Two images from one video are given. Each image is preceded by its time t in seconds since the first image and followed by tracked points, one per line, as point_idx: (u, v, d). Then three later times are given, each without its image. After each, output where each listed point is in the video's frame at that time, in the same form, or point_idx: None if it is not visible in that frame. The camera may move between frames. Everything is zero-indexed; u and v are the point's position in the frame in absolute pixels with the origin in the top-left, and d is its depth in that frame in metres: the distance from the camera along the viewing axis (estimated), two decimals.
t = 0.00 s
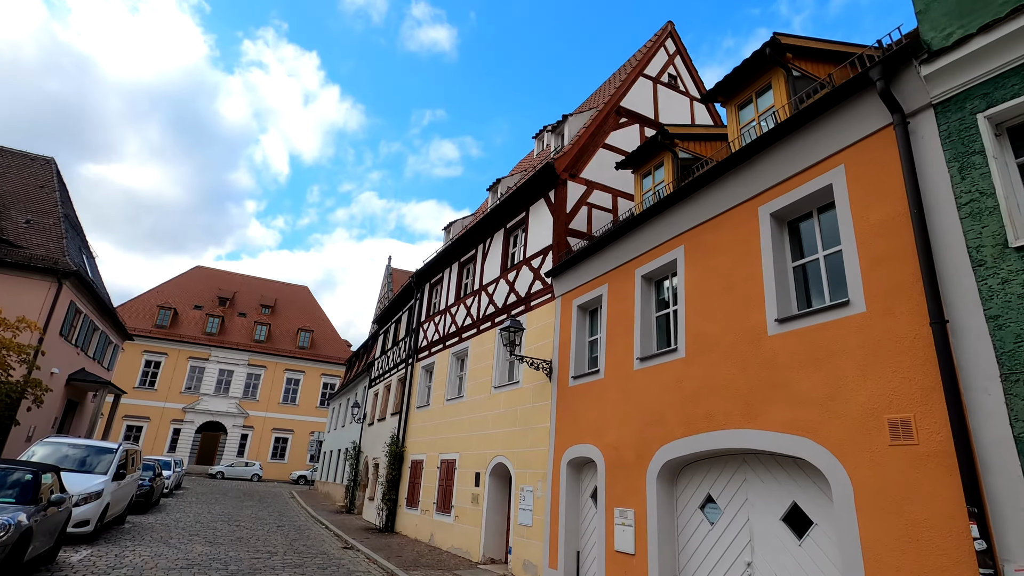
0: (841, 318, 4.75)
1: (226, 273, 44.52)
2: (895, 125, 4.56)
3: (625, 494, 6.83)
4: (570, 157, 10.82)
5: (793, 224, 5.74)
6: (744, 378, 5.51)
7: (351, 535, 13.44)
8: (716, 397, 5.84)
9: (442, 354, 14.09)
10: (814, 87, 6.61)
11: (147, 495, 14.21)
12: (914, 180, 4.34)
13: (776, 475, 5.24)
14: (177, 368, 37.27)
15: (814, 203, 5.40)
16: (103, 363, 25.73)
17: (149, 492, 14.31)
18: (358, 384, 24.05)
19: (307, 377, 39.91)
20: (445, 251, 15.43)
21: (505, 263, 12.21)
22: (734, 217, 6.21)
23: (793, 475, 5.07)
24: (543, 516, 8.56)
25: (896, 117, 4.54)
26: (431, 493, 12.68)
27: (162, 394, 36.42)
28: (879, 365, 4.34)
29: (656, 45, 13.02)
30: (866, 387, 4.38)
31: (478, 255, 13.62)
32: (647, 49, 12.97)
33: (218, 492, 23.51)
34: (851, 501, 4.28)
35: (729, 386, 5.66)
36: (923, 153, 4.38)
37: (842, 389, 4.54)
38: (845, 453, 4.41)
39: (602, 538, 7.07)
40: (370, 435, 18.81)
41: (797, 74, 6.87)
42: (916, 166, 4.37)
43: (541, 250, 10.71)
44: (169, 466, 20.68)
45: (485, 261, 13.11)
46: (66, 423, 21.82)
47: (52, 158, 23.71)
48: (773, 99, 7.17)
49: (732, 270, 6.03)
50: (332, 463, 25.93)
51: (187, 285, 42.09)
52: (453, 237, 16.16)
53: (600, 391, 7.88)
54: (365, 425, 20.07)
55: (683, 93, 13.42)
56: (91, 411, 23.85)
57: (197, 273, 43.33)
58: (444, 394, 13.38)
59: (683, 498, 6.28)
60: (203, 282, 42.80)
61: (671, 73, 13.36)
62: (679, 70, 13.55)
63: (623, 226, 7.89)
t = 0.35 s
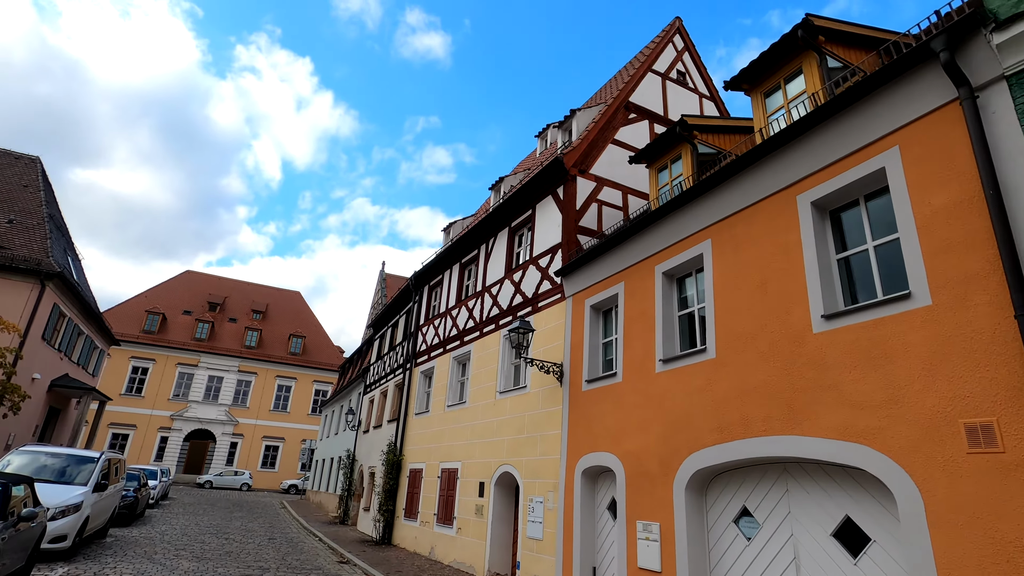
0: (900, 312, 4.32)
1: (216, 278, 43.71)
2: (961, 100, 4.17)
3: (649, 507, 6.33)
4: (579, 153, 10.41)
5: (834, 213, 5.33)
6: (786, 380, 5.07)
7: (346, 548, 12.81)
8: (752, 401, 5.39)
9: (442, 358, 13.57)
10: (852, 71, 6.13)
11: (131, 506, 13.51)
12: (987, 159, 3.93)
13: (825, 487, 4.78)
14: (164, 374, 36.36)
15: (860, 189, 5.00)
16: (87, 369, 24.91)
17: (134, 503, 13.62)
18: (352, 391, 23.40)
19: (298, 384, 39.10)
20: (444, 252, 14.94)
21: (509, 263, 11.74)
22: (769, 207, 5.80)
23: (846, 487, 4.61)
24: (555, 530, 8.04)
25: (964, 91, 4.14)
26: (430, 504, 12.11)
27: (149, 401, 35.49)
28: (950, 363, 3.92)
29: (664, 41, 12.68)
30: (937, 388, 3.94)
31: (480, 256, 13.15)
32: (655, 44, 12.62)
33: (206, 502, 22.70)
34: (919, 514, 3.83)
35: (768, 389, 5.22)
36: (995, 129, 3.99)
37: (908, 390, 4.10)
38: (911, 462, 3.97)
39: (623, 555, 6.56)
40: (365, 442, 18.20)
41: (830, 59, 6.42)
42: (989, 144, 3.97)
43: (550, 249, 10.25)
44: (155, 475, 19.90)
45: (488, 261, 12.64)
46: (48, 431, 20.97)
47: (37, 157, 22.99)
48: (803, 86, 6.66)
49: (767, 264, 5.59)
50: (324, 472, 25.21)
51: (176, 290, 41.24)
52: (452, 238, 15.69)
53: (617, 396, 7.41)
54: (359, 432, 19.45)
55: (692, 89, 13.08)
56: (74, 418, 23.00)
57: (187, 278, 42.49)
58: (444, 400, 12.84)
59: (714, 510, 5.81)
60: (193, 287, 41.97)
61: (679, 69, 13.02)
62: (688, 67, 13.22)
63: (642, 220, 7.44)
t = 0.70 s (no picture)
0: (985, 292, 3.79)
1: (210, 278, 42.99)
2: None
3: (679, 514, 5.77)
4: (592, 138, 9.89)
5: (891, 186, 4.82)
6: (843, 372, 4.53)
7: (343, 557, 12.18)
8: (802, 395, 4.84)
9: (445, 357, 12.98)
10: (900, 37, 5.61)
11: (116, 513, 12.82)
12: None
13: (892, 493, 4.23)
14: (156, 376, 35.58)
15: (926, 157, 4.52)
16: (76, 369, 24.19)
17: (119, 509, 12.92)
18: (348, 392, 22.75)
19: (293, 386, 38.38)
20: (446, 247, 14.35)
21: (516, 256, 11.17)
22: (815, 182, 5.28)
23: (918, 493, 4.07)
24: (570, 538, 7.46)
25: None
26: (432, 509, 11.51)
27: (141, 404, 34.70)
28: None
29: (677, 26, 12.17)
30: None
31: (485, 249, 12.58)
32: (667, 29, 12.11)
33: (197, 507, 21.99)
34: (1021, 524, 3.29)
35: (821, 382, 4.68)
36: None
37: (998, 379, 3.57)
38: (1007, 463, 3.42)
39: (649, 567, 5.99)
40: (363, 445, 17.56)
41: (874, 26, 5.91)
42: None
43: (560, 239, 9.69)
44: (144, 480, 19.18)
45: (493, 255, 12.07)
46: (33, 434, 20.24)
47: (25, 151, 22.34)
48: (845, 55, 6.11)
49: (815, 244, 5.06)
50: (320, 476, 24.53)
51: (169, 290, 40.50)
52: (454, 233, 15.11)
53: (640, 393, 6.84)
54: (357, 435, 18.81)
55: (706, 77, 12.57)
56: (61, 421, 22.23)
57: (181, 279, 41.75)
58: (447, 401, 12.25)
59: (754, 519, 5.25)
60: (187, 288, 41.24)
61: (692, 56, 12.51)
62: (701, 53, 12.71)
63: (667, 202, 6.87)
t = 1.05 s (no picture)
0: None
1: (207, 278, 42.43)
2: None
3: (718, 522, 5.31)
4: (609, 124, 9.45)
5: (958, 162, 4.40)
6: (912, 365, 4.09)
7: (345, 563, 11.68)
8: (863, 390, 4.40)
9: (451, 355, 12.50)
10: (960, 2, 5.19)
11: (108, 517, 12.30)
12: None
13: (973, 500, 3.78)
14: (152, 377, 34.99)
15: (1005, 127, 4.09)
16: (70, 369, 23.63)
17: (112, 513, 12.38)
18: (349, 393, 22.24)
19: (292, 387, 37.83)
20: (452, 241, 13.87)
21: (528, 249, 10.70)
22: (872, 159, 4.84)
23: (1006, 501, 3.63)
24: (592, 546, 7.00)
25: None
26: (439, 514, 11.03)
27: (136, 406, 34.10)
28: None
29: (693, 12, 11.73)
30: None
31: (493, 243, 12.12)
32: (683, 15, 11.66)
33: (193, 511, 21.43)
34: None
35: (886, 377, 4.24)
36: None
37: None
38: None
39: None
40: (364, 447, 17.06)
41: None
42: None
43: (576, 230, 9.23)
44: (138, 483, 18.62)
45: (503, 248, 11.61)
46: (24, 435, 19.68)
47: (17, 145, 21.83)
48: (895, 25, 5.69)
49: (875, 226, 4.62)
50: (319, 479, 23.99)
51: (165, 290, 39.93)
52: (460, 228, 14.64)
53: (669, 390, 6.39)
54: (358, 437, 18.31)
55: (722, 65, 12.12)
56: (53, 422, 21.67)
57: (177, 279, 41.20)
58: (454, 400, 11.77)
59: (805, 527, 4.79)
60: (183, 288, 40.68)
61: (708, 44, 12.07)
62: (717, 41, 12.27)
63: (699, 185, 6.39)
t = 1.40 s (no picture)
0: None
1: (204, 278, 41.79)
2: None
3: (771, 530, 4.72)
4: (628, 105, 8.92)
5: None
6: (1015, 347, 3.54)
7: (347, 571, 11.07)
8: (949, 378, 3.84)
9: (459, 352, 11.92)
10: None
11: (97, 523, 11.66)
12: None
13: None
14: (148, 379, 34.32)
15: None
16: (62, 370, 22.98)
17: (100, 519, 11.74)
18: (349, 394, 21.61)
19: (290, 389, 37.16)
20: (459, 234, 13.28)
21: (541, 239, 10.13)
22: (950, 120, 4.29)
23: None
24: (619, 555, 6.42)
25: None
26: (447, 519, 10.44)
27: (132, 408, 33.42)
28: None
29: None
30: None
31: (503, 234, 11.55)
32: None
33: (188, 516, 20.76)
34: None
35: (981, 361, 3.68)
36: None
37: None
38: None
39: None
40: (365, 449, 16.45)
41: None
42: None
43: (596, 217, 8.67)
44: (131, 487, 17.96)
45: (513, 239, 11.04)
46: (14, 438, 19.03)
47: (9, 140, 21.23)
48: None
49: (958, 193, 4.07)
50: (319, 482, 23.33)
51: (161, 290, 39.27)
52: (467, 220, 14.06)
53: (707, 384, 5.82)
54: (359, 439, 17.69)
55: (743, 48, 11.59)
56: (44, 423, 21.00)
57: (174, 279, 40.54)
58: (462, 399, 11.19)
59: (875, 536, 4.22)
60: (180, 289, 40.03)
61: (728, 25, 11.54)
62: (737, 23, 11.74)
63: (740, 160, 5.85)
